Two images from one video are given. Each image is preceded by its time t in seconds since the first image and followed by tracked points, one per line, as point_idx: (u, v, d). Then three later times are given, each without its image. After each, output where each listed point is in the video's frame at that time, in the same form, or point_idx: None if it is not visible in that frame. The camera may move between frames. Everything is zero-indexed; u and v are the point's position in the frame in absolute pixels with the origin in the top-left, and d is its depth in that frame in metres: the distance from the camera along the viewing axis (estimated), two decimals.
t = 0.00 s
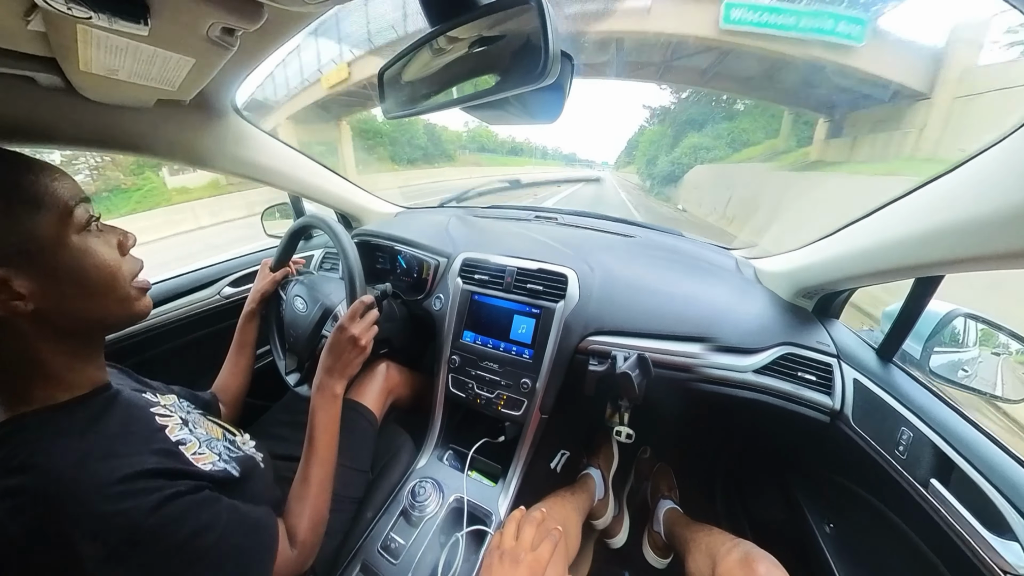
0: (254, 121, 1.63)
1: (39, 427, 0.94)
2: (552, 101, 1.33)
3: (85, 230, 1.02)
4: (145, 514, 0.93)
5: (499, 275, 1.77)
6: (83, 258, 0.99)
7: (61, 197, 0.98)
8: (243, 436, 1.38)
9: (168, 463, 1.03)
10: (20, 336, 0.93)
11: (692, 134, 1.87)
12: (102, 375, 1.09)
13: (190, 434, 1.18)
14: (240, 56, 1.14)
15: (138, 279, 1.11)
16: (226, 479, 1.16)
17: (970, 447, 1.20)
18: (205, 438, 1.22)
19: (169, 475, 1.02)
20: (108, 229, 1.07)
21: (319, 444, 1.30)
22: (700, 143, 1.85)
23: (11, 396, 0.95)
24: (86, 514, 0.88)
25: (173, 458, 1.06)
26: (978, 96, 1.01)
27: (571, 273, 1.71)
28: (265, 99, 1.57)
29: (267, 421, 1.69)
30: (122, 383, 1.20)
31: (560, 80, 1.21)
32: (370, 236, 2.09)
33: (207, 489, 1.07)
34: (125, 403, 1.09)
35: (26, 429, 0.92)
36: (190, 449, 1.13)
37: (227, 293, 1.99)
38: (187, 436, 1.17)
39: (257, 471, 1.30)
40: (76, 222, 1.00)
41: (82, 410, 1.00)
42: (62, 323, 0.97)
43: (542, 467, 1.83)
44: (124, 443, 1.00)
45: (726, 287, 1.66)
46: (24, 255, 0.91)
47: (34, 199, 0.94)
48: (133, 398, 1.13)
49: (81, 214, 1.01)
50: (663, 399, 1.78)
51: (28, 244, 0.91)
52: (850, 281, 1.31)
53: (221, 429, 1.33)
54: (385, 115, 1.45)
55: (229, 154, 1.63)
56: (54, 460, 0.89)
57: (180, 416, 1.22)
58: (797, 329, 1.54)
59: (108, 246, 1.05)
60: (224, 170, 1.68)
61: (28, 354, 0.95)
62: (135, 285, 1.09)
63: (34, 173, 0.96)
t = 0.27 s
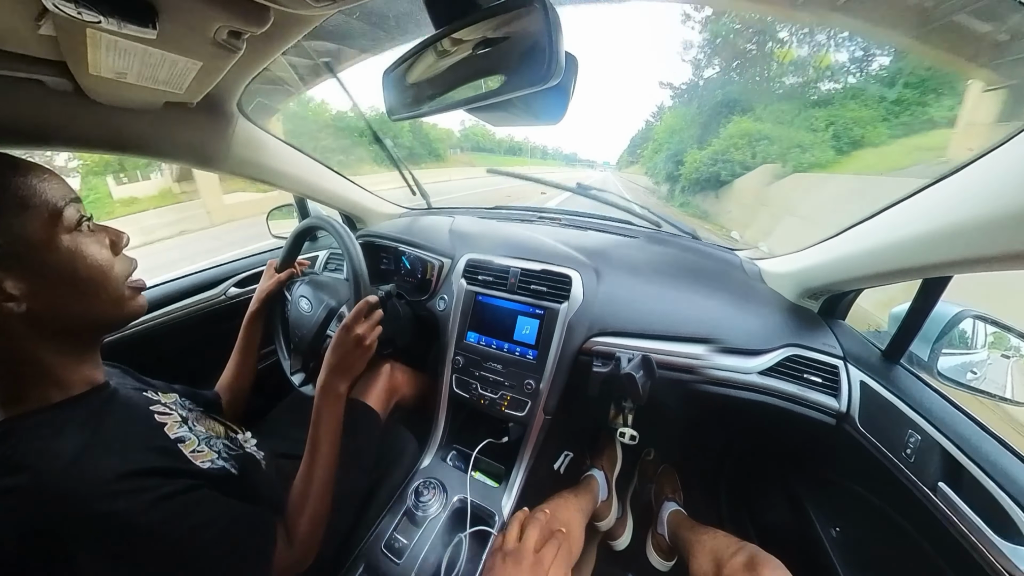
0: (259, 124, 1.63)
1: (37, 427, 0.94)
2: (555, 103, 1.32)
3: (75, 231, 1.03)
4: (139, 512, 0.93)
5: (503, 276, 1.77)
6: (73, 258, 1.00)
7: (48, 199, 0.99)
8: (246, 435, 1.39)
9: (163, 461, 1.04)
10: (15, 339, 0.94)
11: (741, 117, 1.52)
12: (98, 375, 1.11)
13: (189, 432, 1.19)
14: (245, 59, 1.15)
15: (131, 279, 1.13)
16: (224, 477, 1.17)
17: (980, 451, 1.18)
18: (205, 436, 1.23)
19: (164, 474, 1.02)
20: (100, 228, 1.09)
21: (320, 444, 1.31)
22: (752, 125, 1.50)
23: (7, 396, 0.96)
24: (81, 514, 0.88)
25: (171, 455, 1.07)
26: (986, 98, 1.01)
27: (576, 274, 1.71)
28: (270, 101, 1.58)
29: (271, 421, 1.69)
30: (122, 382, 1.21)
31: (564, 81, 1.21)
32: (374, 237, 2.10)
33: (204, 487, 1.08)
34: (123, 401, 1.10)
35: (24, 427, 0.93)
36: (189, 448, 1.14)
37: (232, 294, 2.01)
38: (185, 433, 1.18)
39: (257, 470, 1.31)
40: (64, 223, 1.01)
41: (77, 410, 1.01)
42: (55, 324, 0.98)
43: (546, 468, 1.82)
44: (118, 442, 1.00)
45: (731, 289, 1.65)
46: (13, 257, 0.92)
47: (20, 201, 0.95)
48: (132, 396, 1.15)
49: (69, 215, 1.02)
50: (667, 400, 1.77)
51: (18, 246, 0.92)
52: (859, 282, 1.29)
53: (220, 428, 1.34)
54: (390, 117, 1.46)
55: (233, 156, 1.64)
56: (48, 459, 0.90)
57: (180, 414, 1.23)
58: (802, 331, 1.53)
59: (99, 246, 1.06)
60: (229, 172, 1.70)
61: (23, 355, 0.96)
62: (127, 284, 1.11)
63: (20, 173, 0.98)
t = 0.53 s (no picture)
0: (262, 121, 1.64)
1: (41, 416, 0.95)
2: (557, 102, 1.33)
3: (83, 228, 1.03)
4: (138, 499, 0.93)
5: (505, 275, 1.77)
6: (81, 256, 1.01)
7: (56, 197, 0.99)
8: (250, 429, 1.42)
9: (164, 451, 1.06)
10: (24, 332, 0.95)
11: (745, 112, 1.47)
12: (106, 369, 1.12)
13: (193, 424, 1.20)
14: (250, 57, 1.16)
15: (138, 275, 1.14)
16: (227, 470, 1.18)
17: (983, 454, 1.15)
18: (209, 429, 1.25)
19: (166, 463, 1.04)
20: (106, 225, 1.10)
21: (323, 440, 1.32)
22: (762, 109, 1.42)
23: (15, 386, 0.97)
24: (81, 497, 0.88)
25: (175, 445, 1.09)
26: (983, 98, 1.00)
27: (577, 274, 1.70)
28: (275, 100, 1.59)
29: (274, 417, 1.71)
30: (128, 375, 1.23)
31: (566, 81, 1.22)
32: (378, 236, 2.12)
33: (204, 478, 1.09)
34: (129, 394, 1.12)
35: (30, 417, 0.94)
36: (192, 438, 1.16)
37: (237, 291, 2.03)
38: (190, 425, 1.19)
39: (258, 463, 1.32)
40: (71, 221, 1.01)
41: (82, 401, 1.02)
42: (64, 318, 1.00)
43: (546, 467, 1.83)
44: (122, 433, 1.02)
45: (734, 290, 1.65)
46: (24, 254, 0.93)
47: (29, 199, 0.95)
48: (136, 388, 1.16)
49: (76, 213, 1.02)
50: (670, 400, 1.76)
51: (27, 243, 0.93)
52: (861, 284, 1.29)
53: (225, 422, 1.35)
54: (394, 116, 1.47)
55: (237, 153, 1.65)
56: (52, 449, 0.91)
57: (184, 406, 1.25)
58: (805, 333, 1.55)
59: (105, 241, 1.07)
60: (234, 169, 1.71)
61: (33, 347, 0.97)
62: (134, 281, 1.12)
63: (29, 173, 0.97)
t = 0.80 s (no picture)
0: (264, 120, 1.64)
1: (49, 416, 0.96)
2: (559, 100, 1.33)
3: (90, 228, 1.03)
4: (150, 502, 0.94)
5: (506, 273, 1.77)
6: (88, 255, 1.01)
7: (62, 196, 0.99)
8: (252, 426, 1.42)
9: (174, 451, 1.06)
10: (29, 331, 0.96)
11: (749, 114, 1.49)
12: (111, 368, 1.12)
13: (197, 422, 1.21)
14: (253, 56, 1.16)
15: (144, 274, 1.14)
16: (233, 468, 1.19)
17: (986, 456, 1.18)
18: (213, 427, 1.25)
19: (173, 462, 1.04)
20: (112, 224, 1.10)
21: (328, 437, 1.32)
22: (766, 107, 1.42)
23: (25, 386, 0.99)
24: (93, 502, 0.89)
25: (179, 444, 1.09)
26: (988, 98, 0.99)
27: (579, 271, 1.70)
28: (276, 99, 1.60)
29: (277, 414, 1.72)
30: (133, 374, 1.23)
31: (568, 78, 1.21)
32: (380, 234, 2.12)
33: (213, 478, 1.10)
34: (134, 394, 1.12)
35: (39, 417, 0.95)
36: (198, 437, 1.17)
37: (240, 289, 2.04)
38: (194, 423, 1.20)
39: (264, 462, 1.33)
40: (79, 220, 1.01)
41: (90, 400, 1.03)
42: (70, 318, 1.00)
43: (548, 465, 1.83)
44: (130, 432, 1.02)
45: (735, 289, 1.65)
46: (30, 254, 0.93)
47: (36, 198, 0.95)
48: (141, 387, 1.16)
49: (83, 212, 1.02)
50: (671, 398, 1.76)
51: (34, 243, 0.93)
52: (864, 283, 1.29)
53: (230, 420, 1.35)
54: (395, 113, 1.47)
55: (240, 152, 1.65)
56: (61, 448, 0.92)
57: (188, 404, 1.25)
58: (810, 332, 1.52)
59: (111, 242, 1.07)
60: (237, 168, 1.72)
61: (37, 346, 0.98)
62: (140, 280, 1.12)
63: (36, 171, 0.97)
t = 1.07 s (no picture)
0: (265, 121, 1.65)
1: (48, 418, 0.96)
2: (561, 101, 1.33)
3: (88, 228, 1.03)
4: (151, 503, 0.95)
5: (507, 274, 1.77)
6: (85, 256, 1.01)
7: (60, 195, 0.99)
8: (252, 426, 1.42)
9: (174, 453, 1.06)
10: (28, 333, 0.96)
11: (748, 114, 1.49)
12: (110, 369, 1.12)
13: (197, 424, 1.21)
14: (254, 57, 1.16)
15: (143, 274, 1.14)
16: (234, 469, 1.19)
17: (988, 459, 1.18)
18: (213, 428, 1.25)
19: (173, 463, 1.05)
20: (111, 224, 1.10)
21: (330, 438, 1.33)
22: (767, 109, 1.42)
23: (25, 387, 0.99)
24: (93, 505, 0.89)
25: (179, 446, 1.09)
26: (989, 101, 0.99)
27: (580, 273, 1.70)
28: (277, 101, 1.60)
29: (277, 414, 1.72)
30: (133, 374, 1.23)
31: (570, 79, 1.22)
32: (380, 234, 2.11)
33: (214, 479, 1.10)
34: (134, 395, 1.12)
35: (39, 418, 0.95)
36: (198, 438, 1.17)
37: (241, 289, 2.05)
38: (193, 425, 1.20)
39: (264, 463, 1.33)
40: (76, 219, 1.01)
41: (90, 402, 1.03)
42: (68, 319, 1.00)
43: (548, 466, 1.84)
44: (130, 434, 1.02)
45: (735, 290, 1.65)
46: (27, 255, 0.93)
47: (32, 198, 0.95)
48: (141, 389, 1.16)
49: (81, 212, 1.02)
50: (672, 400, 1.76)
51: (31, 244, 0.93)
52: (865, 286, 1.29)
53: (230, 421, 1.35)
54: (396, 114, 1.46)
55: (240, 152, 1.66)
56: (63, 450, 0.92)
57: (189, 405, 1.25)
58: (810, 333, 1.52)
59: (110, 242, 1.07)
60: (237, 168, 1.72)
61: (35, 347, 0.98)
62: (138, 280, 1.12)
63: (34, 171, 0.97)
